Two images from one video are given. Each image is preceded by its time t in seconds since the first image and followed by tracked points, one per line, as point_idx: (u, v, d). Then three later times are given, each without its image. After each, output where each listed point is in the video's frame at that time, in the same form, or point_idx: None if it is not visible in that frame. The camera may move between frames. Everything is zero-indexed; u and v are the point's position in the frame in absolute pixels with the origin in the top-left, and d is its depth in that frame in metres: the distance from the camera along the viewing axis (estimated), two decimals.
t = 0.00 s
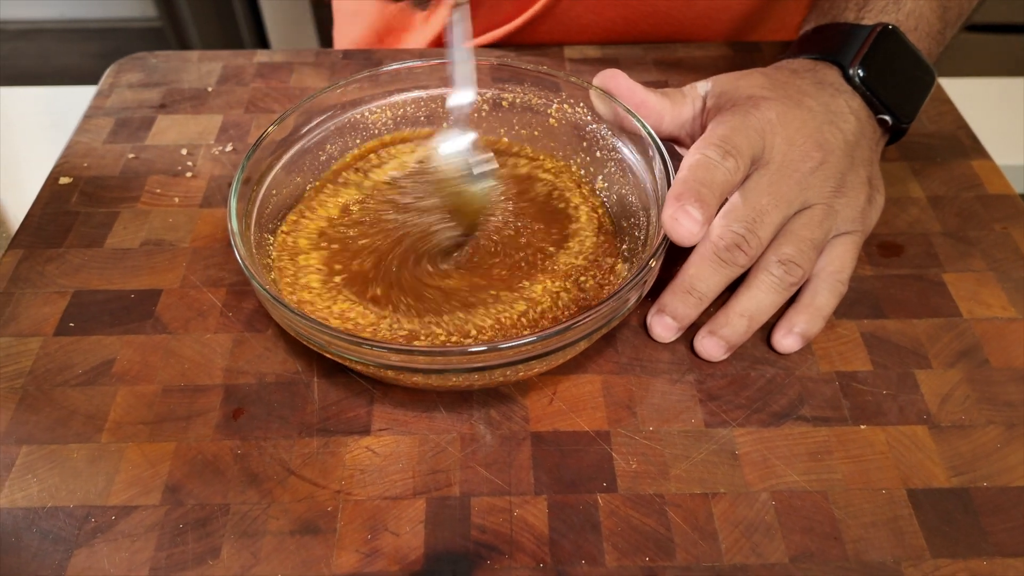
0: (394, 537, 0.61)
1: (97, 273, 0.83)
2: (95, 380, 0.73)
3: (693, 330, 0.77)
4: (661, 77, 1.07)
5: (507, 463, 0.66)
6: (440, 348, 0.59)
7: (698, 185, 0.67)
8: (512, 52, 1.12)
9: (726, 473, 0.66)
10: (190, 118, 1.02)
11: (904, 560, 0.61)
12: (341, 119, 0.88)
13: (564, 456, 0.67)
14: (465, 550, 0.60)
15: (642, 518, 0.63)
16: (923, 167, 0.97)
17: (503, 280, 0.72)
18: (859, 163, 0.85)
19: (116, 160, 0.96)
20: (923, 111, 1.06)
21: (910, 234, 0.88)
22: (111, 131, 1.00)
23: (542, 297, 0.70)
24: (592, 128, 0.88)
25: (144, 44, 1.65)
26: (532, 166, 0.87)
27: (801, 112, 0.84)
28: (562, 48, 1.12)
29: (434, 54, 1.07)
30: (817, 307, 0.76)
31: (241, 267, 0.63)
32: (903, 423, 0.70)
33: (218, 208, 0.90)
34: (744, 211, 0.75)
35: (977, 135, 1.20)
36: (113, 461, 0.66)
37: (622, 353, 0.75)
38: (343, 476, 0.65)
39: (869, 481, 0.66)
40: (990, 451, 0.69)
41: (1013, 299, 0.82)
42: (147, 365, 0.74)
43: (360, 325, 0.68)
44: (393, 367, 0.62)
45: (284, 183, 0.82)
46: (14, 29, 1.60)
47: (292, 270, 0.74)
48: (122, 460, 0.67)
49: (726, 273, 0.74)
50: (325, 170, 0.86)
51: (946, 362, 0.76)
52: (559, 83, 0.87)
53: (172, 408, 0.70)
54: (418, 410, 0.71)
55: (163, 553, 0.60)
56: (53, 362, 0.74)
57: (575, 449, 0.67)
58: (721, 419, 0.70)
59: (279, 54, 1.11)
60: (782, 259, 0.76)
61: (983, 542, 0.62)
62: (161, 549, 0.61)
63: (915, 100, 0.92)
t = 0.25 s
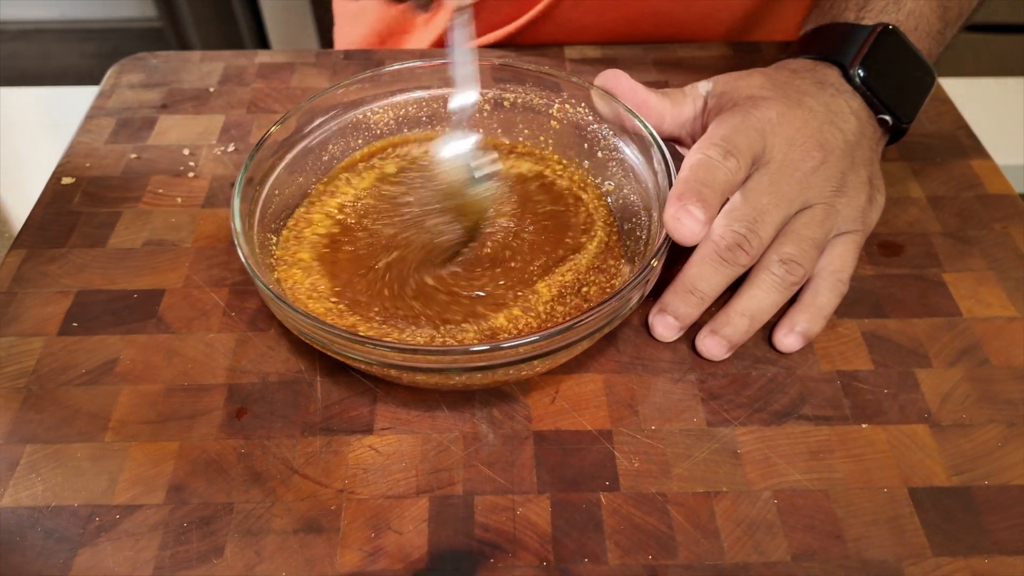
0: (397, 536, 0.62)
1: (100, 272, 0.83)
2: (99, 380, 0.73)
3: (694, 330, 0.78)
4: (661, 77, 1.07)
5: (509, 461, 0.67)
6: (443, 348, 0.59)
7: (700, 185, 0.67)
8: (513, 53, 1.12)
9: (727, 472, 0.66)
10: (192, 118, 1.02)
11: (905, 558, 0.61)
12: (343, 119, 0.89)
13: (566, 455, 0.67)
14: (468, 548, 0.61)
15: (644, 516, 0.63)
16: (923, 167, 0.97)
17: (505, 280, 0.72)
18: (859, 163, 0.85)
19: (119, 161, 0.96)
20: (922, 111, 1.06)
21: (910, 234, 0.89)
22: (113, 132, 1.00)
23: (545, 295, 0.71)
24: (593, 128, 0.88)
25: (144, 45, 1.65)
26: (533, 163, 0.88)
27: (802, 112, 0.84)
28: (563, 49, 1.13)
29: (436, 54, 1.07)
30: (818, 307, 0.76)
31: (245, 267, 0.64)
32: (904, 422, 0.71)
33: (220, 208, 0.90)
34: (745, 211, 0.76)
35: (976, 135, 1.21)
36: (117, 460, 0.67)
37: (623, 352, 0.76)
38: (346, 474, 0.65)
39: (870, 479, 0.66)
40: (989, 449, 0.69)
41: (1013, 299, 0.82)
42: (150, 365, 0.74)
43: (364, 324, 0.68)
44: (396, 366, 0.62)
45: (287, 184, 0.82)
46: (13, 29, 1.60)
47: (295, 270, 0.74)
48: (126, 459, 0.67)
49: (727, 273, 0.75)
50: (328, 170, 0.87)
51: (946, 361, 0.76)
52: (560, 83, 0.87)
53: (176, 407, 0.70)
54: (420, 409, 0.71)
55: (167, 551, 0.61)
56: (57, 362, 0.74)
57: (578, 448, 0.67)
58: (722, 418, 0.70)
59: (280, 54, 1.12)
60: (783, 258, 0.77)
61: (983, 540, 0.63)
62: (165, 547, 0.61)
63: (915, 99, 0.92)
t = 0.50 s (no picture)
0: (398, 538, 0.61)
1: (100, 274, 0.83)
2: (99, 381, 0.73)
3: (697, 331, 0.77)
4: (663, 77, 1.07)
5: (511, 463, 0.66)
6: (444, 349, 0.59)
7: (702, 186, 0.67)
8: (515, 53, 1.12)
9: (729, 474, 0.66)
10: (193, 119, 1.02)
11: (909, 561, 0.61)
12: (344, 120, 0.88)
13: (568, 456, 0.67)
14: (469, 551, 0.60)
15: (646, 518, 0.63)
16: (926, 168, 0.97)
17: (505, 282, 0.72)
18: (862, 163, 0.85)
19: (119, 162, 0.96)
20: (925, 111, 1.06)
21: (913, 234, 0.88)
22: (113, 132, 1.00)
23: (548, 295, 0.70)
24: (595, 128, 0.88)
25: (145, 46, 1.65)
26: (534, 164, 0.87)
27: (805, 112, 0.84)
28: (565, 49, 1.12)
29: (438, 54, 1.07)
30: (821, 307, 0.76)
31: (246, 268, 0.63)
32: (907, 423, 0.70)
33: (220, 209, 0.90)
34: (747, 211, 0.75)
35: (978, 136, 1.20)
36: (117, 462, 0.66)
37: (625, 353, 0.75)
38: (347, 476, 0.65)
39: (873, 481, 0.66)
40: (993, 451, 0.69)
41: (1016, 299, 0.82)
42: (151, 366, 0.74)
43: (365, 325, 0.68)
44: (397, 368, 0.62)
45: (288, 184, 0.82)
46: (12, 30, 1.59)
47: (296, 273, 0.74)
48: (126, 461, 0.67)
49: (730, 273, 0.74)
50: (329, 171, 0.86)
51: (950, 362, 0.76)
52: (562, 84, 0.87)
53: (176, 409, 0.70)
54: (422, 411, 0.71)
55: (167, 554, 0.60)
56: (57, 363, 0.74)
57: (579, 450, 0.67)
58: (725, 419, 0.70)
59: (281, 55, 1.11)
60: (786, 259, 0.76)
61: (987, 542, 0.62)
62: (165, 550, 0.61)
63: (918, 98, 0.92)
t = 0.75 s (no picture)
0: (394, 536, 0.62)
1: (99, 274, 0.83)
2: (97, 381, 0.73)
3: (692, 330, 0.78)
4: (660, 77, 1.08)
5: (507, 462, 0.67)
6: (440, 349, 0.59)
7: (697, 186, 0.67)
8: (512, 53, 1.12)
9: (724, 472, 0.66)
10: (191, 119, 1.02)
11: (902, 558, 0.61)
12: (341, 120, 0.89)
13: (564, 455, 0.67)
14: (465, 549, 0.61)
15: (641, 516, 0.63)
16: (921, 167, 0.97)
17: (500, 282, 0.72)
18: (857, 163, 0.85)
19: (117, 162, 0.96)
20: (920, 111, 1.06)
21: (909, 233, 0.89)
22: (112, 133, 1.00)
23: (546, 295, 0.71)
24: (592, 129, 0.88)
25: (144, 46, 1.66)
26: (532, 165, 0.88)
27: (799, 112, 0.84)
28: (562, 49, 1.13)
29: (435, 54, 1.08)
30: (816, 306, 0.76)
31: (242, 268, 0.64)
32: (901, 422, 0.71)
33: (218, 209, 0.90)
34: (742, 211, 0.76)
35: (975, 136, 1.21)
36: (115, 461, 0.67)
37: (621, 353, 0.76)
38: (344, 475, 0.66)
39: (867, 479, 0.66)
40: (987, 449, 0.69)
41: (1011, 299, 0.82)
42: (149, 366, 0.74)
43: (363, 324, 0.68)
44: (393, 368, 0.62)
45: (285, 185, 0.82)
46: (12, 31, 1.60)
47: (293, 273, 0.74)
48: (123, 460, 0.67)
49: (724, 273, 0.75)
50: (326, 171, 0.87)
51: (944, 361, 0.76)
52: (558, 85, 0.87)
53: (174, 408, 0.70)
54: (418, 410, 0.71)
55: (164, 552, 0.61)
56: (55, 363, 0.75)
57: (575, 449, 0.68)
58: (720, 418, 0.70)
59: (279, 55, 1.12)
60: (781, 258, 0.77)
61: (980, 540, 0.63)
62: (163, 548, 0.61)
63: (914, 98, 0.92)
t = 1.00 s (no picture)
0: (393, 535, 0.62)
1: (97, 273, 0.83)
2: (95, 380, 0.73)
3: (689, 329, 0.78)
4: (657, 76, 1.08)
5: (505, 461, 0.67)
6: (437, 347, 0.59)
7: (694, 185, 0.67)
8: (510, 53, 1.13)
9: (722, 471, 0.66)
10: (189, 119, 1.02)
11: (899, 556, 0.61)
12: (339, 119, 0.89)
13: (562, 454, 0.67)
14: (463, 547, 0.61)
15: (639, 515, 0.63)
16: (918, 167, 0.97)
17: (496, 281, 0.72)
18: (854, 162, 0.85)
19: (115, 162, 0.96)
20: (917, 110, 1.06)
21: (906, 233, 0.89)
22: (110, 132, 1.00)
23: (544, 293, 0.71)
24: (588, 128, 0.89)
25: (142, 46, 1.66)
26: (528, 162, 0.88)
27: (797, 112, 0.84)
28: (559, 49, 1.13)
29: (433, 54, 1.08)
30: (813, 305, 0.77)
31: (240, 266, 0.64)
32: (898, 420, 0.71)
33: (216, 208, 0.90)
34: (739, 210, 0.76)
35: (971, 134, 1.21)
36: (113, 460, 0.67)
37: (619, 351, 0.76)
38: (342, 474, 0.66)
39: (864, 477, 0.66)
40: (983, 447, 0.69)
41: (1007, 297, 0.82)
42: (147, 365, 0.74)
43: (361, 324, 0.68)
44: (391, 366, 0.62)
45: (282, 184, 0.82)
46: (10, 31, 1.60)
47: (290, 272, 0.74)
48: (122, 459, 0.67)
49: (722, 272, 0.75)
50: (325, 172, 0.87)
51: (941, 360, 0.76)
52: (556, 84, 0.87)
53: (172, 407, 0.70)
54: (416, 409, 0.71)
55: (163, 551, 0.61)
56: (54, 362, 0.75)
57: (573, 447, 0.68)
58: (717, 417, 0.70)
59: (277, 54, 1.12)
60: (778, 257, 0.77)
61: (977, 538, 0.63)
62: (161, 547, 0.61)
63: (910, 97, 0.93)
